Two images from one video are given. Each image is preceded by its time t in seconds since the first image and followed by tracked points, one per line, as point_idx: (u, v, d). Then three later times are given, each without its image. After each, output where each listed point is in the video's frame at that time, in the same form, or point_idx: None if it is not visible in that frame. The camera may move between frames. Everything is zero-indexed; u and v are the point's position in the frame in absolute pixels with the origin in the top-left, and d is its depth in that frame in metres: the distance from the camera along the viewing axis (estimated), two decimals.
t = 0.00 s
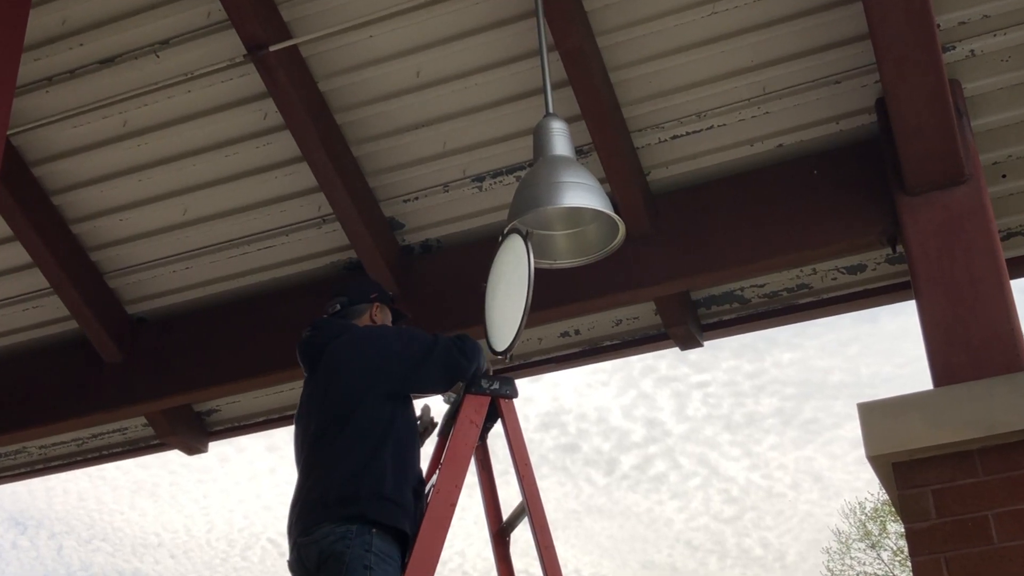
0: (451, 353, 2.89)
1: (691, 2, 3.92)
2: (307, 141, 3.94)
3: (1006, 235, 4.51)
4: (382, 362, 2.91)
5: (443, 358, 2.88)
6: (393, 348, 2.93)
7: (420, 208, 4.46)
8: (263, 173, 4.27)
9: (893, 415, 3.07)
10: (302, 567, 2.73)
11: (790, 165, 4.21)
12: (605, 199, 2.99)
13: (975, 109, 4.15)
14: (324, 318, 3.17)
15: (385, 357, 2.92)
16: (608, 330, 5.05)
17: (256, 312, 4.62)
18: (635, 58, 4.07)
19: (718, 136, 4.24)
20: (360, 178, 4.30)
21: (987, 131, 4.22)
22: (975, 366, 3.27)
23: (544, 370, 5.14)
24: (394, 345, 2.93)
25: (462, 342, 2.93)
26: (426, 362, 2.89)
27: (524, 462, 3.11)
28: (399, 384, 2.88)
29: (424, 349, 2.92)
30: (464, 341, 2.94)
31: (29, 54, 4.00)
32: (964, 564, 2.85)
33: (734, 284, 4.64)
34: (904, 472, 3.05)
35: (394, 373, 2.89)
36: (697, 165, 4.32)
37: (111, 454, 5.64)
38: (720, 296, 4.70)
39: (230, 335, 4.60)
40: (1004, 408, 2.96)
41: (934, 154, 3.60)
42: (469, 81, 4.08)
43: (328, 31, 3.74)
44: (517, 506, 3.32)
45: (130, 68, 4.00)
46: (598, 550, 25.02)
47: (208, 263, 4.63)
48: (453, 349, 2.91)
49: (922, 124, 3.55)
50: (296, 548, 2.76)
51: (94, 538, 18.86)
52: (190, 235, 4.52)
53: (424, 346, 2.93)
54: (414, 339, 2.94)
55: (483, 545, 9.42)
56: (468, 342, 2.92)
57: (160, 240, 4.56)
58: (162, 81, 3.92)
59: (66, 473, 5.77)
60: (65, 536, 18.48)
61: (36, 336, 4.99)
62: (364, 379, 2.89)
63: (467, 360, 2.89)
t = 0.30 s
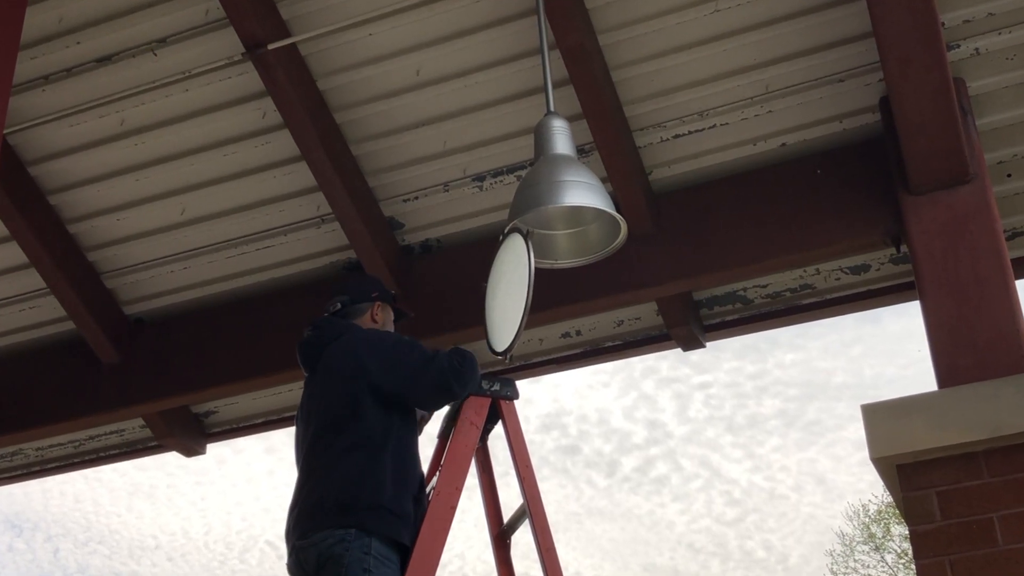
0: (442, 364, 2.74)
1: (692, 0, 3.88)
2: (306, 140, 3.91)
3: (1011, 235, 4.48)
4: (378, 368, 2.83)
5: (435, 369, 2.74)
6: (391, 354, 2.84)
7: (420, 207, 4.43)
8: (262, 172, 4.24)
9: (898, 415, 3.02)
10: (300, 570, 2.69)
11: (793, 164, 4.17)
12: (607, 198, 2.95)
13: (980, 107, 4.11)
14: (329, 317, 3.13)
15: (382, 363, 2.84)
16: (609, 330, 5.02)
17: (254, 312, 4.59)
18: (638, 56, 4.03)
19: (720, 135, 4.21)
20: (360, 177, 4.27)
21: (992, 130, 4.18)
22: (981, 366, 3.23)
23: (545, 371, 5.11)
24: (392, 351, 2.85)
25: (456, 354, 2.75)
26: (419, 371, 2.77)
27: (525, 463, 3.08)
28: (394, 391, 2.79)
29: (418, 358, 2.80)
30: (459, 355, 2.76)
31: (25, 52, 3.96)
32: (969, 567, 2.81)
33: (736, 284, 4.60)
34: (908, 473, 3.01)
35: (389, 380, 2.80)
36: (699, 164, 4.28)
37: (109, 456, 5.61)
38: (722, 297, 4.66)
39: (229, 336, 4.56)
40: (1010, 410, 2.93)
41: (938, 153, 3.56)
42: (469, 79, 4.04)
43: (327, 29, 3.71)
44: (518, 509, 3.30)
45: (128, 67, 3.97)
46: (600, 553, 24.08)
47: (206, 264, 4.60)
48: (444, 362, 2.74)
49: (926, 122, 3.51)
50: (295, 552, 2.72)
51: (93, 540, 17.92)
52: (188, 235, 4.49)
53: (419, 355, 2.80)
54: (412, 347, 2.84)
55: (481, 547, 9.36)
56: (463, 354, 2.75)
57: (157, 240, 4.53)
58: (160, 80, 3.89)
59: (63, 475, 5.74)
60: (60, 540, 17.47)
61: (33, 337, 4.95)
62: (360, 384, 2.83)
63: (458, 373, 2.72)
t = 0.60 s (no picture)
0: (417, 413, 2.63)
1: None
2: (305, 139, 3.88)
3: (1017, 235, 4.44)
4: (363, 388, 2.73)
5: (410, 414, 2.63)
6: (379, 377, 2.73)
7: (419, 207, 4.39)
8: (260, 171, 4.21)
9: (902, 417, 2.99)
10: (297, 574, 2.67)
11: (796, 163, 4.14)
12: (608, 197, 2.91)
13: (984, 106, 4.07)
14: (331, 315, 3.02)
15: (370, 384, 2.73)
16: (611, 331, 4.98)
17: (253, 313, 4.55)
18: (639, 55, 4.00)
19: (722, 134, 4.17)
20: (359, 176, 4.24)
21: (997, 129, 4.14)
22: (985, 367, 3.20)
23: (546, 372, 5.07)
24: (380, 376, 2.73)
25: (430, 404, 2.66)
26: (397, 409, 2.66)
27: (526, 466, 3.09)
28: (374, 419, 2.70)
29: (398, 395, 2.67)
30: (435, 403, 2.67)
31: (22, 51, 3.93)
32: (975, 570, 2.79)
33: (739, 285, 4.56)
34: (912, 476, 2.98)
35: (370, 406, 2.69)
36: (701, 163, 4.25)
37: (106, 458, 5.58)
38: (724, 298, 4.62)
39: (227, 337, 4.53)
40: (1016, 412, 2.90)
41: (942, 152, 3.52)
42: (469, 78, 4.01)
43: (326, 27, 3.68)
44: (519, 511, 3.29)
45: (125, 65, 3.94)
46: (603, 557, 23.23)
47: (204, 264, 4.57)
48: (418, 412, 2.63)
49: (930, 121, 3.47)
50: (292, 554, 2.70)
51: (88, 543, 17.20)
52: (186, 235, 4.46)
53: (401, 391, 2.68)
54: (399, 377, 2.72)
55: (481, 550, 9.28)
56: (439, 407, 2.65)
57: (155, 240, 4.49)
58: (157, 79, 3.85)
59: (59, 477, 5.71)
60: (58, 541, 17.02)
61: (30, 338, 4.92)
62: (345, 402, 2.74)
63: (427, 430, 2.61)
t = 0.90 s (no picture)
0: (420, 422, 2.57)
1: None
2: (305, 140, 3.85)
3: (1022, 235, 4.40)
4: (364, 390, 2.66)
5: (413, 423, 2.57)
6: (380, 381, 2.66)
7: (419, 206, 4.36)
8: (259, 170, 4.17)
9: (907, 420, 2.98)
10: None
11: (800, 162, 4.10)
12: (609, 197, 2.87)
13: (989, 105, 4.04)
14: (331, 314, 2.95)
15: (371, 388, 2.66)
16: (613, 331, 4.95)
17: (251, 313, 4.53)
18: (641, 53, 3.96)
19: (725, 132, 4.14)
20: (358, 176, 4.20)
21: (1002, 128, 4.11)
22: (990, 369, 3.18)
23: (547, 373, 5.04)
24: (380, 381, 2.66)
25: (436, 412, 2.60)
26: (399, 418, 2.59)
27: (527, 467, 3.17)
28: (374, 425, 2.63)
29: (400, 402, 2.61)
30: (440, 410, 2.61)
31: (18, 49, 3.90)
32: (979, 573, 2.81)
33: (742, 285, 4.53)
34: (916, 478, 2.99)
35: (371, 412, 2.63)
36: (704, 163, 4.21)
37: (103, 460, 5.55)
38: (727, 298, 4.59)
39: (225, 338, 4.50)
40: (1021, 415, 2.89)
41: (946, 152, 3.48)
42: (469, 76, 3.98)
43: (326, 25, 3.64)
44: (520, 514, 3.28)
45: (123, 63, 3.90)
46: (603, 558, 23.32)
47: (202, 264, 4.53)
48: (421, 421, 2.58)
49: (934, 121, 3.43)
50: (290, 557, 2.66)
51: (83, 546, 17.05)
52: (185, 234, 4.42)
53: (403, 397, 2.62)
54: (399, 383, 2.64)
55: (482, 553, 9.21)
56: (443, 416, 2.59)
57: (153, 240, 4.46)
58: (155, 78, 3.82)
59: (55, 479, 5.68)
60: (54, 544, 16.85)
61: (27, 338, 4.89)
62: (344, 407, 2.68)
63: (430, 440, 2.56)
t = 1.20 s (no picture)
0: (450, 415, 2.54)
1: None
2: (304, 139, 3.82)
3: None
4: (382, 391, 2.61)
5: (442, 417, 2.54)
6: (398, 382, 2.60)
7: (419, 206, 4.32)
8: (257, 170, 4.14)
9: (912, 421, 2.95)
10: None
11: (804, 161, 4.06)
12: (611, 197, 2.84)
13: (994, 103, 4.00)
14: (342, 314, 2.90)
15: (388, 389, 2.61)
16: (614, 332, 4.91)
17: (249, 314, 4.49)
18: (643, 51, 3.93)
19: (728, 131, 4.10)
20: (357, 174, 4.16)
21: (1007, 126, 4.07)
22: (996, 370, 3.14)
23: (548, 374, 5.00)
24: (399, 380, 2.60)
25: (466, 399, 2.56)
26: (425, 414, 2.55)
27: (528, 469, 3.16)
28: (397, 425, 2.59)
29: (426, 398, 2.56)
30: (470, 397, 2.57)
31: (14, 48, 3.87)
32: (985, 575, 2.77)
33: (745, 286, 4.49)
34: (921, 480, 2.95)
35: (391, 413, 2.58)
36: (707, 162, 4.18)
37: (100, 462, 5.51)
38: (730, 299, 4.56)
39: (223, 339, 4.47)
40: None
41: (951, 151, 3.45)
42: (469, 75, 3.94)
43: (325, 22, 3.61)
44: (522, 515, 3.25)
45: (120, 62, 3.87)
46: (603, 562, 22.66)
47: (201, 264, 4.50)
48: (451, 413, 2.54)
49: (939, 119, 3.39)
50: (290, 558, 2.64)
51: (83, 548, 16.66)
52: (183, 234, 4.39)
53: (427, 393, 2.58)
54: (420, 380, 2.60)
55: (482, 556, 9.13)
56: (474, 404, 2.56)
57: (151, 240, 4.43)
58: (152, 76, 3.79)
59: (52, 482, 5.65)
60: (50, 546, 16.48)
61: (24, 339, 4.85)
62: (363, 409, 2.63)
63: (462, 432, 2.53)
